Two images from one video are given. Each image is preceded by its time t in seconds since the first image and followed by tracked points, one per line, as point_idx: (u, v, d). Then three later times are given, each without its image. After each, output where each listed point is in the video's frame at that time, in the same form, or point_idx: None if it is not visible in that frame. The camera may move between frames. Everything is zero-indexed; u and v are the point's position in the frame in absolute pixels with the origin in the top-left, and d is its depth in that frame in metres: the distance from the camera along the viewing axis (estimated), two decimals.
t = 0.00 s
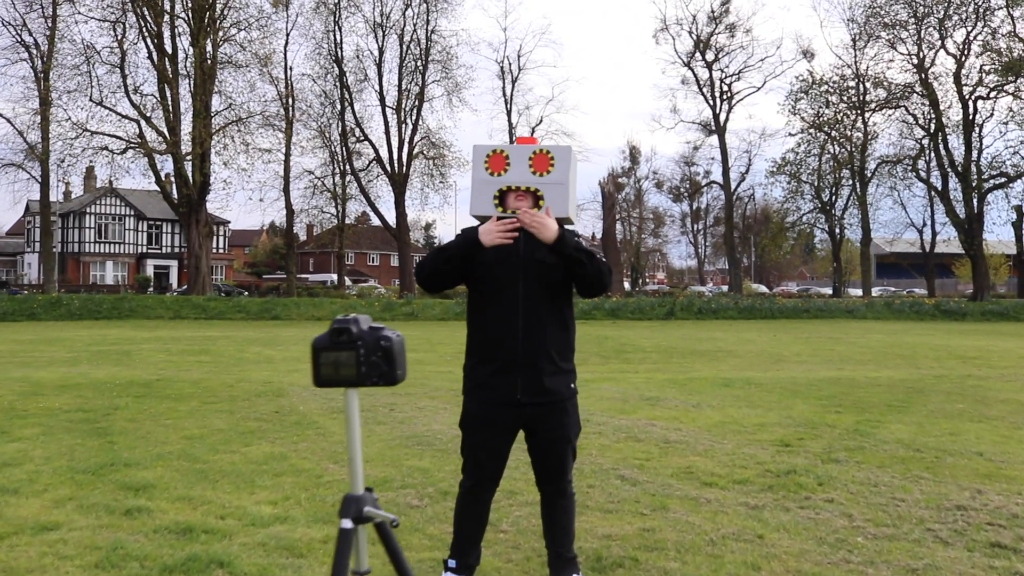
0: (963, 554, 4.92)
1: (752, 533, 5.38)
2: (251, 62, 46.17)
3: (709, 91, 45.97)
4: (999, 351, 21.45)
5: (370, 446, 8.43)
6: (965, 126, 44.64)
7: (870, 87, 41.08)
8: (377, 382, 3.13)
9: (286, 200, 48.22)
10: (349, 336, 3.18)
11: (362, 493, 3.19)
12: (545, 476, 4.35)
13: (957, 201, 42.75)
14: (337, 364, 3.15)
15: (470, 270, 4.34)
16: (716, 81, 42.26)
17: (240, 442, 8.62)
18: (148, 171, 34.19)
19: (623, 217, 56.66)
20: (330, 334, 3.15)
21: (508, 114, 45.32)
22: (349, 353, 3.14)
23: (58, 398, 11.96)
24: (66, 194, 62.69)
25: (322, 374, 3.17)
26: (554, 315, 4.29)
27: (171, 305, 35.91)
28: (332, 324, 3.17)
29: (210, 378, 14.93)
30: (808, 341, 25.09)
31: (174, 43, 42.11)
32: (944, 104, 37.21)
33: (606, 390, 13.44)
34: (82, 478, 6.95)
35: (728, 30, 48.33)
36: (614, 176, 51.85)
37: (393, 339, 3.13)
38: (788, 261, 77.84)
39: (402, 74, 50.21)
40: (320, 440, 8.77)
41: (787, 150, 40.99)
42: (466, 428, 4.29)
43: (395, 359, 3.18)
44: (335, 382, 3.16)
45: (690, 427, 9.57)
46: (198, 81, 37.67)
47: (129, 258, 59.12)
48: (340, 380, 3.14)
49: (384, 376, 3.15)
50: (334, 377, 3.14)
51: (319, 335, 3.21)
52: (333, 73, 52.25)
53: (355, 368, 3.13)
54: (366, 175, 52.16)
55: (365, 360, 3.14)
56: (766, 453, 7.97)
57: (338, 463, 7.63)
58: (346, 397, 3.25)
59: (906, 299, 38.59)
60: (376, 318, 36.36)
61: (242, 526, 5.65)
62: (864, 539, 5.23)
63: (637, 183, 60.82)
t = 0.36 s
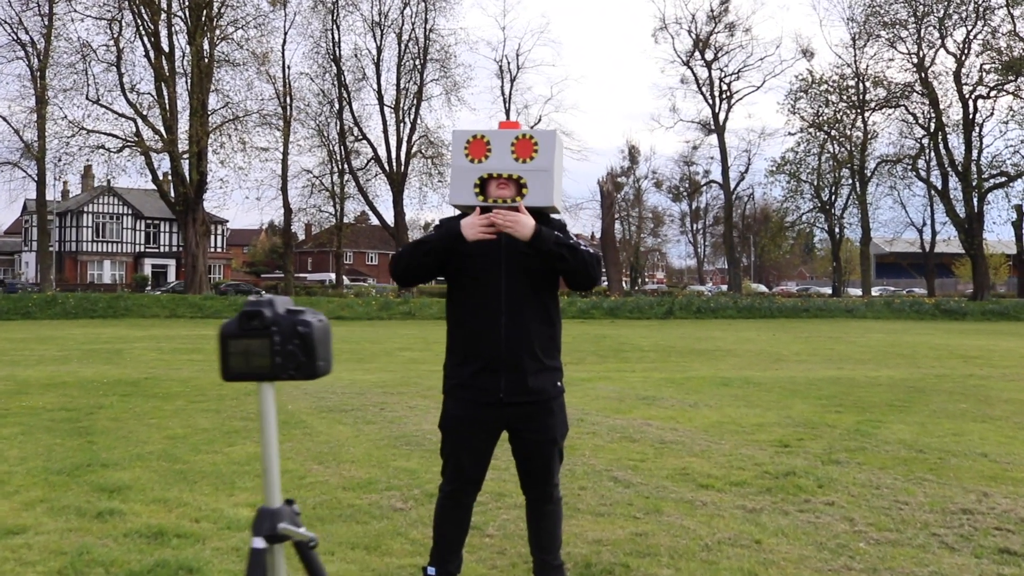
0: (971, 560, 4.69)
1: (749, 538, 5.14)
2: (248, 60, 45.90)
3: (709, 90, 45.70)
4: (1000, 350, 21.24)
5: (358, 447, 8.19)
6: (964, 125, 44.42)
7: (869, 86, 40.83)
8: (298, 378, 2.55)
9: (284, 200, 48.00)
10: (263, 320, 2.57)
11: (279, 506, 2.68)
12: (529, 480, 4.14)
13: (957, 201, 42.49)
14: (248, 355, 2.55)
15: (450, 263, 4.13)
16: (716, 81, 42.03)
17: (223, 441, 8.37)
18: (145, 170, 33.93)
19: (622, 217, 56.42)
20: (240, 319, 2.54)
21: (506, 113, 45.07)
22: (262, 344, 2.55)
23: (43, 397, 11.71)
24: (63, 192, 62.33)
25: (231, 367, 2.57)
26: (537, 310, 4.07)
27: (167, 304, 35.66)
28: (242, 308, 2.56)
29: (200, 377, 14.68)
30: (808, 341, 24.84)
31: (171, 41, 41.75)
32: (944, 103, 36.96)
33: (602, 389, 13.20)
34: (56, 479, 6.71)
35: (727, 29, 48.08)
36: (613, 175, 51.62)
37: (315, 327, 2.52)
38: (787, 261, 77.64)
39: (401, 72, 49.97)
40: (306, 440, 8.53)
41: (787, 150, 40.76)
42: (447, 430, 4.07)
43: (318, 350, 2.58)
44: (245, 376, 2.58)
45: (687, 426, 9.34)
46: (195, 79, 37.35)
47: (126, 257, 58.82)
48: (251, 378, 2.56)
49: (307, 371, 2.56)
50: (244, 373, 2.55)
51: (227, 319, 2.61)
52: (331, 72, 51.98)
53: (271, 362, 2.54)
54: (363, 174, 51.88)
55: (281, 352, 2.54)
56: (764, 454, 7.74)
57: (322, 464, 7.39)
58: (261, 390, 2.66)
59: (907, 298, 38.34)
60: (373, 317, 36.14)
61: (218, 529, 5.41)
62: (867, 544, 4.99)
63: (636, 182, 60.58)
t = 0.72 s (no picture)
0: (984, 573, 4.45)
1: (751, 549, 4.91)
2: (248, 59, 45.58)
3: (711, 89, 45.39)
4: (1007, 349, 20.97)
5: (350, 450, 7.96)
6: (968, 123, 44.13)
7: (873, 84, 40.50)
8: (186, 393, 2.27)
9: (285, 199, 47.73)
10: (145, 322, 2.27)
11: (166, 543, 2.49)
12: (517, 489, 3.90)
13: (961, 199, 42.14)
14: (128, 366, 2.26)
15: (429, 259, 3.89)
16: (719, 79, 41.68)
17: (211, 444, 8.13)
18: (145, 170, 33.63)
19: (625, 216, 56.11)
20: (117, 324, 2.24)
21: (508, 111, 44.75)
22: (144, 352, 2.25)
23: (31, 398, 11.47)
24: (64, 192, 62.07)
25: (107, 379, 2.28)
26: (524, 309, 3.85)
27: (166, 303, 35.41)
28: (120, 308, 2.24)
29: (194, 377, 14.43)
30: (811, 340, 24.57)
31: (171, 40, 41.43)
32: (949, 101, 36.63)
33: (602, 390, 12.94)
34: (34, 485, 6.48)
35: (730, 27, 47.76)
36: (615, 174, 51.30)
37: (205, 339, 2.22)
38: (790, 260, 77.30)
39: (402, 71, 49.66)
40: (297, 443, 8.30)
41: (790, 148, 40.44)
42: (429, 438, 3.83)
43: (208, 359, 2.31)
44: (123, 390, 2.29)
45: (688, 429, 9.11)
46: (195, 78, 36.98)
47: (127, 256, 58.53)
48: (133, 393, 2.28)
49: (196, 385, 2.28)
50: (124, 389, 2.27)
51: (105, 318, 2.29)
52: (332, 71, 51.68)
53: (153, 380, 2.26)
54: (365, 173, 51.57)
55: (165, 360, 2.25)
56: (767, 458, 7.50)
57: (311, 468, 7.17)
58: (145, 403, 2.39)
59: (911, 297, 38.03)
60: (374, 316, 35.89)
61: (196, 539, 5.18)
62: (874, 555, 4.76)
63: (638, 181, 60.26)
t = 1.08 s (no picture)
0: None
1: (764, 564, 4.67)
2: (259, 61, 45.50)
3: (723, 89, 45.04)
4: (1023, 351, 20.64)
5: (351, 456, 7.73)
6: (983, 123, 43.67)
7: (886, 83, 40.11)
8: (28, 432, 1.61)
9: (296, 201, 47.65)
10: None
11: None
12: (515, 503, 3.67)
13: (976, 199, 41.70)
14: None
15: (418, 258, 3.71)
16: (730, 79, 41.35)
17: (207, 450, 7.92)
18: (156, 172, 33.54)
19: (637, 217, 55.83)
20: None
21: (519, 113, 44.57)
22: None
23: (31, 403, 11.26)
24: (76, 194, 62.11)
25: None
26: (524, 313, 3.64)
27: (177, 306, 35.31)
28: None
29: (198, 380, 14.23)
30: (824, 342, 24.27)
31: (182, 42, 41.28)
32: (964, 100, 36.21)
33: (611, 394, 12.68)
34: (20, 495, 6.26)
35: (743, 26, 47.39)
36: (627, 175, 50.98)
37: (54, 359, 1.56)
38: (802, 261, 76.88)
39: (412, 73, 49.55)
40: (297, 449, 8.10)
41: (802, 149, 40.14)
42: (422, 447, 3.60)
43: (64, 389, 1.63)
44: None
45: (698, 435, 8.86)
46: (205, 81, 36.84)
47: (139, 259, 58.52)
48: None
49: (41, 420, 1.61)
50: None
51: None
52: (342, 72, 51.60)
53: None
54: (375, 175, 51.42)
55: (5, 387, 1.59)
56: (781, 465, 7.24)
57: (309, 476, 6.95)
58: None
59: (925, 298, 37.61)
60: (384, 318, 35.75)
61: (183, 551, 4.97)
62: (896, 572, 4.51)
63: (650, 182, 59.94)
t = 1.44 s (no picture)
0: None
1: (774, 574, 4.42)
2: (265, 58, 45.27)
3: (732, 87, 44.72)
4: None
5: (347, 457, 7.49)
6: (994, 121, 43.20)
7: (896, 81, 39.68)
8: None
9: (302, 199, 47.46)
10: None
11: None
12: (511, 509, 3.43)
13: (987, 199, 41.24)
14: None
15: (408, 246, 3.39)
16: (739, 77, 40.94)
17: (199, 450, 7.69)
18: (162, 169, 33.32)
19: (645, 216, 55.51)
20: None
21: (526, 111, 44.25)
22: None
23: (25, 400, 11.05)
24: (84, 191, 62.04)
25: None
26: (524, 310, 3.37)
27: (182, 303, 35.13)
28: None
29: (197, 378, 14.02)
30: (834, 341, 23.97)
31: (188, 39, 41.04)
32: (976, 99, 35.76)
33: (617, 393, 12.41)
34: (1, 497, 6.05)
35: (752, 24, 47.02)
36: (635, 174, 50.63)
37: None
38: (811, 260, 76.46)
39: (419, 70, 49.28)
40: (292, 449, 7.86)
41: (811, 148, 39.75)
42: (412, 451, 3.33)
43: None
44: None
45: (705, 436, 8.61)
46: (211, 78, 36.53)
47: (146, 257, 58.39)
48: None
49: None
50: None
51: None
52: (349, 70, 51.36)
53: None
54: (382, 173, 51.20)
55: None
56: (791, 469, 7.00)
57: (301, 477, 6.72)
58: None
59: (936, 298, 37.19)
60: (389, 317, 35.54)
61: (163, 557, 4.73)
62: None
63: (658, 181, 59.58)
